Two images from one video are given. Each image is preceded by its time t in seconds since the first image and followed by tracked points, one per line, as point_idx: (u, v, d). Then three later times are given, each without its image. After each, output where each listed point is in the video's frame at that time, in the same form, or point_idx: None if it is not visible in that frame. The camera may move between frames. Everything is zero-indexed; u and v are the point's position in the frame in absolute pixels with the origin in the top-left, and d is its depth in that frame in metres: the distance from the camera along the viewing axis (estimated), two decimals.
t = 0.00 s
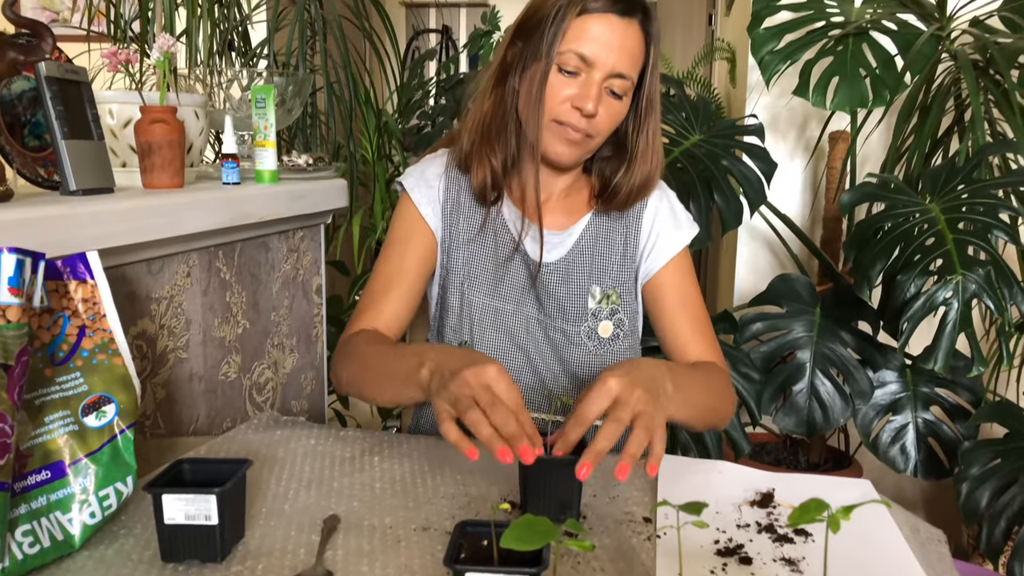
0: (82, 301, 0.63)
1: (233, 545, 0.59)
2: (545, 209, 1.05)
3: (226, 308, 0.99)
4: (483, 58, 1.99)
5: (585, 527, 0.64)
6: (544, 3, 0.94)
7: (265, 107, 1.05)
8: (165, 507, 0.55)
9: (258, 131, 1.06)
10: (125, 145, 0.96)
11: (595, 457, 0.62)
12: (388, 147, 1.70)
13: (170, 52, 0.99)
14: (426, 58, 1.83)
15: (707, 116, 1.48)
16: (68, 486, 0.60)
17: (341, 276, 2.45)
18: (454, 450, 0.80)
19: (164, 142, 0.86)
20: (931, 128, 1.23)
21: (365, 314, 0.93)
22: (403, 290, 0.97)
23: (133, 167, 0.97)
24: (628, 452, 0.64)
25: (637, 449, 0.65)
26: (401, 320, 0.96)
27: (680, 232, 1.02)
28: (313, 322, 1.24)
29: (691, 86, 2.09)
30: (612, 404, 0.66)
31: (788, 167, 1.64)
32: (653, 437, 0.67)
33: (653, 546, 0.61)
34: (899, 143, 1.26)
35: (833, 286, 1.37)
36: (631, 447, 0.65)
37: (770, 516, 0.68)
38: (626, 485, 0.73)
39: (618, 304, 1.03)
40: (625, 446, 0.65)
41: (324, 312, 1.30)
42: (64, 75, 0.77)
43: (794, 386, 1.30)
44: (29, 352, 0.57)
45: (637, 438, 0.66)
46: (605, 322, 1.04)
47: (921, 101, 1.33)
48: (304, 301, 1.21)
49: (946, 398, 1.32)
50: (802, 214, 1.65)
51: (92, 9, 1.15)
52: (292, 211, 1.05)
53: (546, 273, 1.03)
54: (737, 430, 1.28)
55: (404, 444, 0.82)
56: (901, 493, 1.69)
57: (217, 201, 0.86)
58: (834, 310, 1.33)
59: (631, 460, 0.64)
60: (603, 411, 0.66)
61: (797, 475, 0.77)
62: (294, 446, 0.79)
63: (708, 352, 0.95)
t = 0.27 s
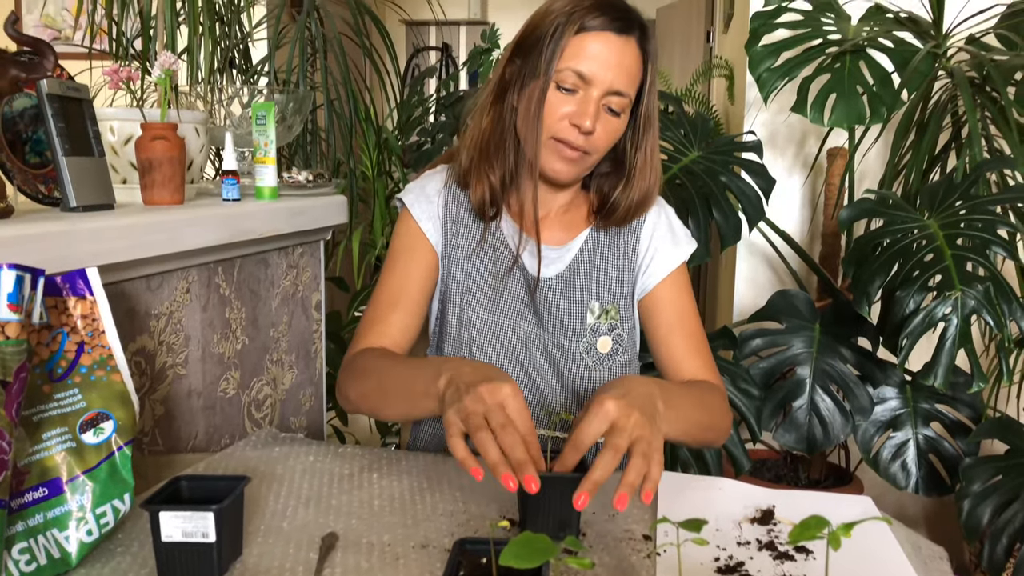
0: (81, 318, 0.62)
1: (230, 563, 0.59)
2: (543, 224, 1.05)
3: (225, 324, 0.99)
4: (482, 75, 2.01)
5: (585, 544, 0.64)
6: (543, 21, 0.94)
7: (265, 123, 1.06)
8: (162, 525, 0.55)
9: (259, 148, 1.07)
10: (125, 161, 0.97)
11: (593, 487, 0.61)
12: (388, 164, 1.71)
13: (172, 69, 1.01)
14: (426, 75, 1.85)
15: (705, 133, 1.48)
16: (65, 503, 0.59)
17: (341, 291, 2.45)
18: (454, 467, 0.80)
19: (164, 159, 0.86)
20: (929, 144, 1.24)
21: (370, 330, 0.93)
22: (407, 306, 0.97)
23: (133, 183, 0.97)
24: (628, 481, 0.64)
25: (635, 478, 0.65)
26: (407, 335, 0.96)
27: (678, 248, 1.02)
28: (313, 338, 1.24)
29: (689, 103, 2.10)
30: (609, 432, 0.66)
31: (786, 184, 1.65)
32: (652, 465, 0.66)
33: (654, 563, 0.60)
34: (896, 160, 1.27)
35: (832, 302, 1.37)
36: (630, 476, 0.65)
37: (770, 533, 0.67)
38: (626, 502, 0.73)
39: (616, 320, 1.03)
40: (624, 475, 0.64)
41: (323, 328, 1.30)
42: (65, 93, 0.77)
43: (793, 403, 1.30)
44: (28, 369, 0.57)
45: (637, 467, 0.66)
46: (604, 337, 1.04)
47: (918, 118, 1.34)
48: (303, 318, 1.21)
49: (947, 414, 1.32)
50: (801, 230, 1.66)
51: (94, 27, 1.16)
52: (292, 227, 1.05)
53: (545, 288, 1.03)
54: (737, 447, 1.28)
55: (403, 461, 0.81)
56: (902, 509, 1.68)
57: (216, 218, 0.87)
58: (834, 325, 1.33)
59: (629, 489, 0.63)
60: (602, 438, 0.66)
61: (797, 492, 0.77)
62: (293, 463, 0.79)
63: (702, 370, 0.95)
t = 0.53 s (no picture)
0: (79, 333, 0.62)
1: None
2: (543, 239, 1.05)
3: (224, 339, 0.99)
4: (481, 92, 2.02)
5: (584, 560, 0.63)
6: (541, 38, 0.95)
7: (265, 139, 1.07)
8: (159, 541, 0.54)
9: (259, 164, 1.07)
10: (125, 177, 0.97)
11: (596, 479, 0.62)
12: (387, 179, 1.72)
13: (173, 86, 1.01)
14: (425, 91, 1.86)
15: (703, 148, 1.49)
16: (62, 520, 0.59)
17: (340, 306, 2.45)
18: (452, 483, 0.80)
19: (164, 175, 0.87)
20: (926, 159, 1.25)
21: (371, 346, 0.94)
22: (408, 322, 0.97)
23: (133, 199, 0.98)
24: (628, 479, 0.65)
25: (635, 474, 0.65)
26: (407, 350, 0.97)
27: (678, 263, 1.03)
28: (311, 353, 1.24)
29: (688, 119, 2.11)
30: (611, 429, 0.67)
31: (784, 199, 1.65)
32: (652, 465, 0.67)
33: None
34: (894, 175, 1.27)
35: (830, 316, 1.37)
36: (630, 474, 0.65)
37: (770, 549, 0.67)
38: (625, 518, 0.72)
39: (616, 335, 1.03)
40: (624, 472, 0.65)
41: (322, 343, 1.30)
42: (66, 109, 0.78)
43: (793, 418, 1.30)
44: (26, 385, 0.57)
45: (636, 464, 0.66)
46: (604, 352, 1.03)
47: (915, 133, 1.35)
48: (302, 333, 1.21)
49: (947, 429, 1.32)
50: (799, 245, 1.66)
51: (95, 44, 1.17)
52: (292, 242, 1.06)
53: (545, 303, 1.03)
54: (737, 462, 1.28)
55: (402, 477, 0.81)
56: (903, 525, 1.67)
57: (216, 234, 0.87)
58: (831, 340, 1.33)
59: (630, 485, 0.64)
60: (604, 437, 0.66)
61: (797, 507, 0.77)
62: (291, 479, 0.78)
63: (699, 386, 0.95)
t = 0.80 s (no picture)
0: (77, 337, 0.62)
1: None
2: (542, 243, 1.05)
3: (222, 344, 0.99)
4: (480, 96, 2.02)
5: (583, 565, 0.63)
6: (538, 43, 0.96)
7: (265, 144, 1.06)
8: (157, 546, 0.54)
9: (257, 168, 1.07)
10: (124, 181, 0.97)
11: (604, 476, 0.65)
12: (386, 183, 1.72)
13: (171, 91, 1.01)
14: (423, 95, 1.86)
15: (702, 153, 1.50)
16: (60, 524, 0.59)
17: (338, 310, 2.45)
18: (451, 487, 0.80)
19: (163, 179, 0.87)
20: (923, 163, 1.25)
21: (370, 355, 0.96)
22: (405, 330, 0.98)
23: (132, 203, 0.98)
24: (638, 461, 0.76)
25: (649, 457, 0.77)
26: (404, 359, 0.98)
27: (676, 267, 1.04)
28: (310, 358, 1.24)
29: (686, 123, 2.12)
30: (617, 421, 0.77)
31: (782, 203, 1.66)
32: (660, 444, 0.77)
33: None
34: (892, 179, 1.28)
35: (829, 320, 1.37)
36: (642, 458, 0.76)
37: (769, 553, 0.67)
38: (624, 522, 0.72)
39: (615, 338, 1.03)
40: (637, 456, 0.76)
41: (320, 347, 1.30)
42: (64, 113, 0.78)
43: (791, 422, 1.29)
44: (23, 390, 0.57)
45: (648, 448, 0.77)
46: (603, 356, 1.03)
47: (913, 138, 1.35)
48: (301, 337, 1.20)
49: (946, 433, 1.32)
50: (798, 249, 1.67)
51: (94, 48, 1.17)
52: (291, 246, 1.06)
53: (544, 307, 1.03)
54: (735, 467, 1.27)
55: (400, 481, 0.81)
56: (903, 530, 1.67)
57: (214, 238, 0.87)
58: (830, 344, 1.33)
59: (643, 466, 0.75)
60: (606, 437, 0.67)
61: (796, 511, 0.76)
62: (289, 483, 0.78)
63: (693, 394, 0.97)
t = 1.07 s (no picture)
0: (76, 338, 0.62)
1: None
2: (543, 243, 1.04)
3: (221, 344, 0.99)
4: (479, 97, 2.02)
5: (582, 565, 0.63)
6: (527, 44, 0.96)
7: (263, 145, 1.06)
8: (156, 547, 0.54)
9: (256, 169, 1.07)
10: (123, 182, 0.97)
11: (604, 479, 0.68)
12: (384, 184, 1.72)
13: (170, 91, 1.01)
14: (422, 96, 1.86)
15: (701, 153, 1.50)
16: (58, 525, 0.59)
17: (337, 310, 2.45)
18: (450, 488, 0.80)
19: (162, 180, 0.87)
20: (922, 164, 1.25)
21: (376, 365, 1.00)
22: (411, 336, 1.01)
23: (130, 204, 0.98)
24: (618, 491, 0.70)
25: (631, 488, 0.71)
26: (412, 364, 1.02)
27: (674, 270, 1.04)
28: (309, 358, 1.24)
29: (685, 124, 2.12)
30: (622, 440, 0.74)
31: (781, 204, 1.66)
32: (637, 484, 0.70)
33: None
34: (890, 179, 1.28)
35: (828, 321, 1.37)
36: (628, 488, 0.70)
37: (768, 553, 0.67)
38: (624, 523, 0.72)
39: (615, 340, 1.03)
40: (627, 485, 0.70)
41: (319, 348, 1.30)
42: (63, 114, 0.78)
43: (789, 423, 1.29)
44: (22, 391, 0.57)
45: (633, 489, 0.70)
46: (602, 357, 1.03)
47: (912, 138, 1.35)
48: (299, 338, 1.20)
49: (944, 434, 1.32)
50: (796, 250, 1.67)
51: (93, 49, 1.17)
52: (290, 247, 1.06)
53: (544, 307, 1.02)
54: (735, 467, 1.27)
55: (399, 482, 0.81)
56: (901, 530, 1.67)
57: (213, 239, 0.87)
58: (829, 345, 1.33)
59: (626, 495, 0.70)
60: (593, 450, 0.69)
61: (795, 512, 0.76)
62: (288, 484, 0.78)
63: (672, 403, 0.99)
